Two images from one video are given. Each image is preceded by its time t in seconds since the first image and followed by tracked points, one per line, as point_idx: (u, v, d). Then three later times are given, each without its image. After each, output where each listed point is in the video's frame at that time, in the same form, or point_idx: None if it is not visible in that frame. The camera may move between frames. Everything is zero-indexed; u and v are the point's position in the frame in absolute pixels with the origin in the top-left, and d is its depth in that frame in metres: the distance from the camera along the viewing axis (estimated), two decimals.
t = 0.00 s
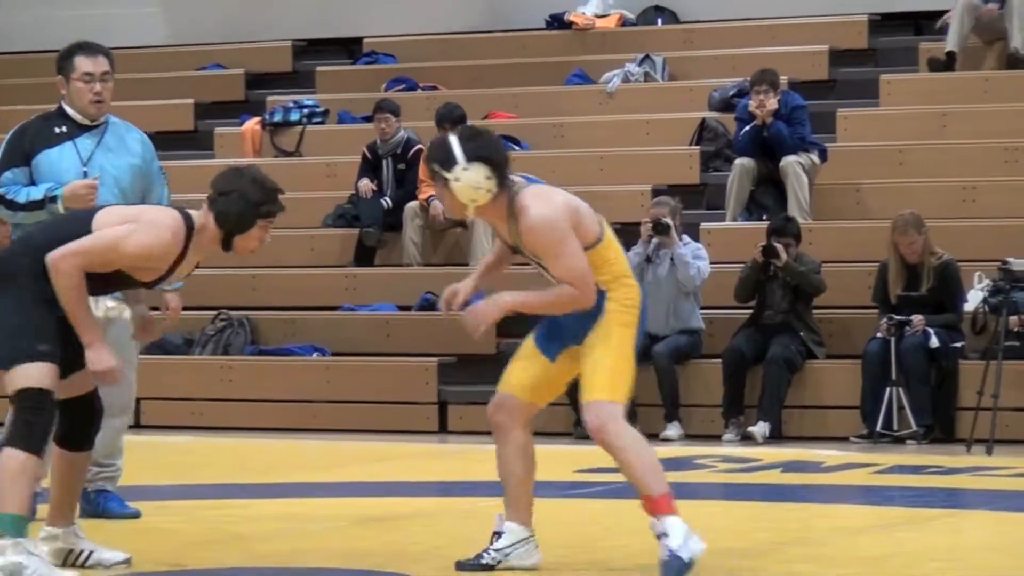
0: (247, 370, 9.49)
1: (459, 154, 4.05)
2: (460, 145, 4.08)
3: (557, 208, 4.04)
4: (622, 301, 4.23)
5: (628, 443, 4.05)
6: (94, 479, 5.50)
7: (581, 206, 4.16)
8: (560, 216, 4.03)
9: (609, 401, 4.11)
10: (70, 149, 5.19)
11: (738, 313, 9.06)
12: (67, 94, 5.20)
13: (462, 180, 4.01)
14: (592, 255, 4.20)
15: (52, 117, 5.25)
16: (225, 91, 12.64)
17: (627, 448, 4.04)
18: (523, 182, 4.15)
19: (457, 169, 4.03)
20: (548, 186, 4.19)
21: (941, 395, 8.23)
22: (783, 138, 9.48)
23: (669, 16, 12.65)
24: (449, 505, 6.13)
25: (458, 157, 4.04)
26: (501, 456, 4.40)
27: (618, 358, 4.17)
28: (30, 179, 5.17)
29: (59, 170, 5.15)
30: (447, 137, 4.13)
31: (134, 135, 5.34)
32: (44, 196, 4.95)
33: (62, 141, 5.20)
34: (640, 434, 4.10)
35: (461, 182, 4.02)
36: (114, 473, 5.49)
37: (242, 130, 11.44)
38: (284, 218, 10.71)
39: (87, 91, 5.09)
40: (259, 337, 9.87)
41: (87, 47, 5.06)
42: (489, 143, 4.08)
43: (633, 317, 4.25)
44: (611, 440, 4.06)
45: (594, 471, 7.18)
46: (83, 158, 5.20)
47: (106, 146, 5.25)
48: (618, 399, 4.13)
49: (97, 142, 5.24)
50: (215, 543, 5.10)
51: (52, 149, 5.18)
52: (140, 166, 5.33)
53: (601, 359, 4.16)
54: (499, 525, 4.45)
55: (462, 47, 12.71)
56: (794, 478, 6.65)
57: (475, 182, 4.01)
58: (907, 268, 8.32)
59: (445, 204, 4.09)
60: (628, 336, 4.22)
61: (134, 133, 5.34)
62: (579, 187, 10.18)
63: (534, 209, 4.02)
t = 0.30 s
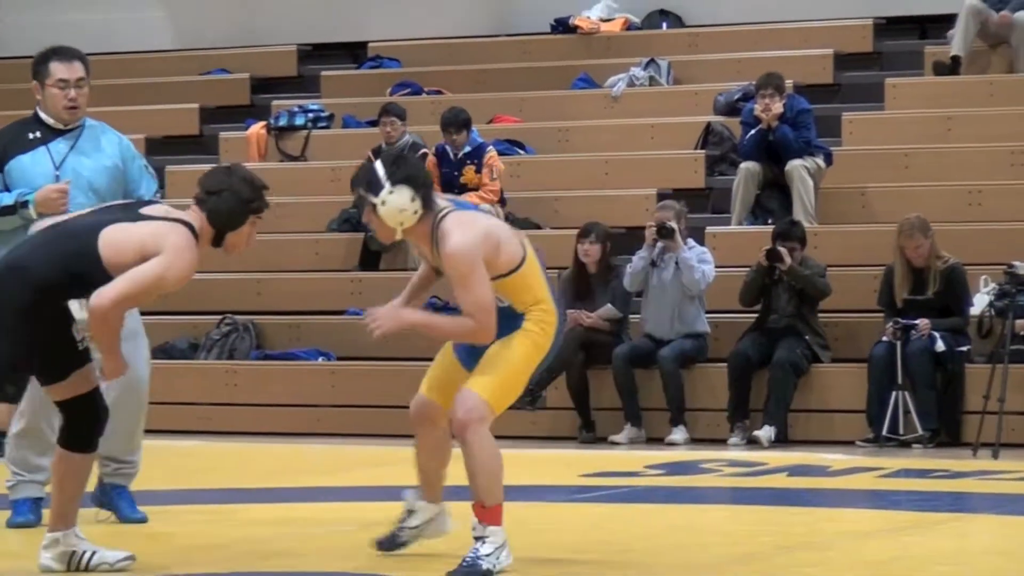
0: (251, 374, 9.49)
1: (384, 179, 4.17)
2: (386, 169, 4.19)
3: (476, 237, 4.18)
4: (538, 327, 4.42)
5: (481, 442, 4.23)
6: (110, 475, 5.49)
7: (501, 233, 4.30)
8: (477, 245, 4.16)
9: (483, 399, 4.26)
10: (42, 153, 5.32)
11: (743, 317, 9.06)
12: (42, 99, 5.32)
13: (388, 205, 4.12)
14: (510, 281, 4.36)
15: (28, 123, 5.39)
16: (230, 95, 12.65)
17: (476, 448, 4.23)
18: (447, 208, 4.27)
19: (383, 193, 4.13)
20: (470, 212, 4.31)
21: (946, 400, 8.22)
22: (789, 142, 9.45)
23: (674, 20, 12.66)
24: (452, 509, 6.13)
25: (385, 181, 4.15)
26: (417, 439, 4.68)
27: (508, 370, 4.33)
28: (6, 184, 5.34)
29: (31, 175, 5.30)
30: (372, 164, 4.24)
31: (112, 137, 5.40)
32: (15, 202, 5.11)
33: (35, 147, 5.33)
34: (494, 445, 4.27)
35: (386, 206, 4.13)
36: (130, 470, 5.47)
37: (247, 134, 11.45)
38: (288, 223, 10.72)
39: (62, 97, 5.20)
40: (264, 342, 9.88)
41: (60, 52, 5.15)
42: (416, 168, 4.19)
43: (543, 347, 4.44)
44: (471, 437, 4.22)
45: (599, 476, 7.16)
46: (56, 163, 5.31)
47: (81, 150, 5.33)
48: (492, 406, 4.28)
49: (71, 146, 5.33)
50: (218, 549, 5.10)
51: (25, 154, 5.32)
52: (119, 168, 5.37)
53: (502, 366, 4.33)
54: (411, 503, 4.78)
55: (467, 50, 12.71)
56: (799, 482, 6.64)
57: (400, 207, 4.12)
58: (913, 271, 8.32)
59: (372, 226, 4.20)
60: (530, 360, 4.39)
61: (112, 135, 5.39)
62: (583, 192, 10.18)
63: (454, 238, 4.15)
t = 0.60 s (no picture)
0: (349, 376, 9.56)
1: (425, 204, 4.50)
2: (422, 195, 4.52)
3: (517, 240, 4.59)
4: (595, 317, 4.95)
5: (582, 435, 4.76)
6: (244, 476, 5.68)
7: (533, 231, 4.72)
8: (522, 248, 4.57)
9: (573, 395, 4.79)
10: (153, 158, 5.43)
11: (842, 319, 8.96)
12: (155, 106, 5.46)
13: (435, 227, 4.46)
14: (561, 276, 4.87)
15: (143, 129, 5.52)
16: (325, 99, 12.75)
17: (581, 441, 4.76)
18: (480, 220, 4.64)
19: (429, 217, 4.47)
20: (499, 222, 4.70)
21: None
22: (887, 145, 9.36)
23: (768, 23, 12.57)
24: (553, 511, 6.13)
25: (427, 207, 4.48)
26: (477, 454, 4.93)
27: (587, 363, 4.87)
28: (118, 188, 5.46)
29: (141, 178, 5.40)
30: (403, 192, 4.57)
31: (224, 142, 5.48)
32: (125, 201, 5.29)
33: (146, 151, 5.46)
34: (591, 432, 4.80)
35: (436, 227, 4.46)
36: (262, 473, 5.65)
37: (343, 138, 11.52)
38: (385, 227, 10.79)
39: (173, 102, 5.34)
40: (361, 346, 9.96)
41: (174, 59, 5.30)
42: (448, 188, 4.54)
43: (605, 333, 4.96)
44: (571, 429, 4.73)
45: (698, 479, 7.11)
46: (167, 165, 5.41)
47: (193, 153, 5.42)
48: (581, 397, 4.81)
49: (183, 149, 5.43)
50: (324, 548, 5.15)
51: (136, 158, 5.45)
52: (230, 170, 5.43)
53: (576, 360, 4.85)
54: (491, 516, 5.00)
55: (561, 54, 12.71)
56: (903, 486, 6.55)
57: (447, 227, 4.46)
58: (1019, 273, 8.15)
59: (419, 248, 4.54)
60: (599, 344, 4.93)
61: (223, 140, 5.48)
62: (679, 194, 10.14)
63: (501, 243, 4.55)
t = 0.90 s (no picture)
0: (411, 377, 9.59)
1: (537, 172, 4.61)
2: (536, 164, 4.63)
3: (614, 229, 4.71)
4: (675, 303, 5.00)
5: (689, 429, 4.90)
6: (305, 481, 5.73)
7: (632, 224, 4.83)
8: (616, 238, 4.69)
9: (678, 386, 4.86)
10: (256, 159, 5.47)
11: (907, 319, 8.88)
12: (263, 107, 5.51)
13: (546, 197, 4.58)
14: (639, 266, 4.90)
15: (250, 131, 5.58)
16: (389, 100, 12.82)
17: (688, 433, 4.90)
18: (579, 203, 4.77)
19: (542, 184, 4.58)
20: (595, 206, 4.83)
21: None
22: (955, 144, 9.26)
23: (835, 22, 12.47)
24: (613, 510, 6.12)
25: (540, 174, 4.59)
26: (550, 445, 4.99)
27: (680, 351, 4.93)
28: (223, 189, 5.51)
29: (244, 181, 5.45)
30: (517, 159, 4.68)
31: (325, 146, 5.51)
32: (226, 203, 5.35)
33: (250, 153, 5.50)
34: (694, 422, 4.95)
35: (545, 196, 4.58)
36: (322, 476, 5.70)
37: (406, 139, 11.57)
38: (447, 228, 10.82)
39: (279, 101, 5.39)
40: (422, 347, 9.96)
41: (281, 59, 5.37)
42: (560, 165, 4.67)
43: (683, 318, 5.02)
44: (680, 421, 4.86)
45: (760, 479, 7.06)
46: (268, 167, 5.45)
47: (292, 157, 5.45)
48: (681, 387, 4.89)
49: (285, 151, 5.47)
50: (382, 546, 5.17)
51: (241, 159, 5.50)
52: (328, 175, 5.46)
53: (669, 352, 4.90)
54: (556, 516, 4.99)
55: (625, 53, 12.68)
56: (968, 486, 6.46)
57: (556, 198, 4.59)
58: None
59: (519, 214, 4.63)
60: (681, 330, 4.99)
61: (325, 144, 5.51)
62: (742, 194, 10.09)
63: (596, 228, 4.67)
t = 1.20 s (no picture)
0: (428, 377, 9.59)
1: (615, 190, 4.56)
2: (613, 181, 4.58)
3: (689, 236, 4.65)
4: (727, 304, 4.92)
5: (731, 442, 4.80)
6: (322, 477, 5.73)
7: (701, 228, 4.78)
8: (694, 248, 4.64)
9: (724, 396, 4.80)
10: (282, 162, 5.49)
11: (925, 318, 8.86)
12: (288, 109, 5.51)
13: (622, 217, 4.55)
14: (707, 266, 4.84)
15: (275, 133, 5.59)
16: (407, 100, 12.84)
17: (729, 446, 4.80)
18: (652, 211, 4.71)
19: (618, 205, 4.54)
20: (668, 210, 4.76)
21: None
22: (973, 143, 9.21)
23: (853, 22, 12.44)
24: (630, 510, 6.12)
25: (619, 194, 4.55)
26: (595, 440, 4.95)
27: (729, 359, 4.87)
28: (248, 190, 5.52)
29: (270, 183, 5.45)
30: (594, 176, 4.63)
31: (350, 150, 5.54)
32: (253, 204, 5.35)
33: (276, 155, 5.52)
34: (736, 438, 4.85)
35: (620, 217, 4.55)
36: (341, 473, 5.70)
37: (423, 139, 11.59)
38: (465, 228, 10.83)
39: (307, 104, 5.38)
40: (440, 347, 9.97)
41: (310, 64, 5.37)
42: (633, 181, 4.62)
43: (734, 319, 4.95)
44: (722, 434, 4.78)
45: (777, 478, 7.04)
46: (293, 170, 5.47)
47: (318, 161, 5.48)
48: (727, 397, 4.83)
49: (311, 155, 5.50)
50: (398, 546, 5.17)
51: (267, 162, 5.50)
52: (352, 181, 5.51)
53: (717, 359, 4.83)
54: (597, 507, 5.06)
55: (642, 53, 12.67)
56: (986, 485, 6.44)
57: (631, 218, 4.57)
58: None
59: (598, 232, 4.60)
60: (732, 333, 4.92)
61: (349, 148, 5.54)
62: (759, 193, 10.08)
63: (673, 236, 4.61)
